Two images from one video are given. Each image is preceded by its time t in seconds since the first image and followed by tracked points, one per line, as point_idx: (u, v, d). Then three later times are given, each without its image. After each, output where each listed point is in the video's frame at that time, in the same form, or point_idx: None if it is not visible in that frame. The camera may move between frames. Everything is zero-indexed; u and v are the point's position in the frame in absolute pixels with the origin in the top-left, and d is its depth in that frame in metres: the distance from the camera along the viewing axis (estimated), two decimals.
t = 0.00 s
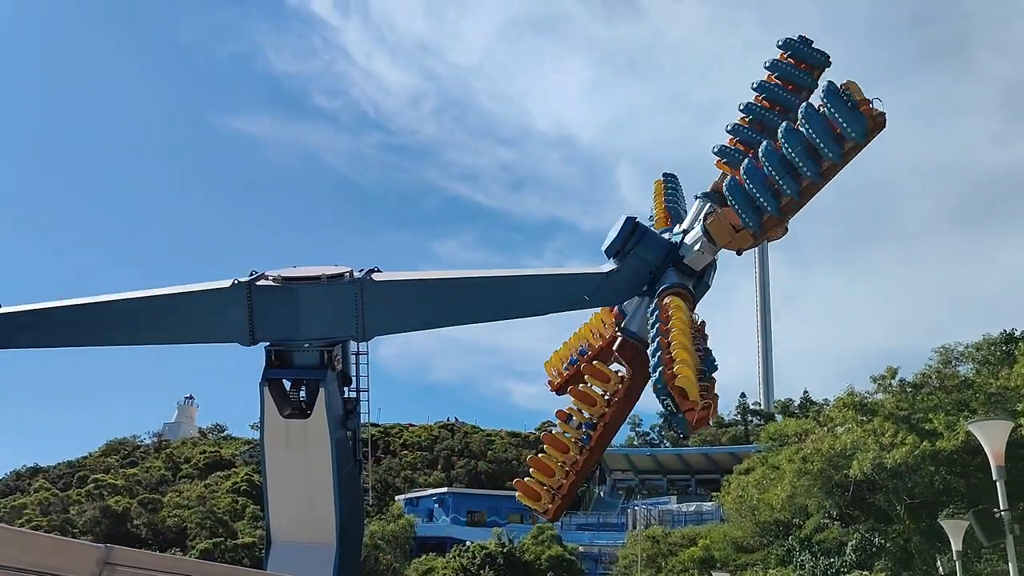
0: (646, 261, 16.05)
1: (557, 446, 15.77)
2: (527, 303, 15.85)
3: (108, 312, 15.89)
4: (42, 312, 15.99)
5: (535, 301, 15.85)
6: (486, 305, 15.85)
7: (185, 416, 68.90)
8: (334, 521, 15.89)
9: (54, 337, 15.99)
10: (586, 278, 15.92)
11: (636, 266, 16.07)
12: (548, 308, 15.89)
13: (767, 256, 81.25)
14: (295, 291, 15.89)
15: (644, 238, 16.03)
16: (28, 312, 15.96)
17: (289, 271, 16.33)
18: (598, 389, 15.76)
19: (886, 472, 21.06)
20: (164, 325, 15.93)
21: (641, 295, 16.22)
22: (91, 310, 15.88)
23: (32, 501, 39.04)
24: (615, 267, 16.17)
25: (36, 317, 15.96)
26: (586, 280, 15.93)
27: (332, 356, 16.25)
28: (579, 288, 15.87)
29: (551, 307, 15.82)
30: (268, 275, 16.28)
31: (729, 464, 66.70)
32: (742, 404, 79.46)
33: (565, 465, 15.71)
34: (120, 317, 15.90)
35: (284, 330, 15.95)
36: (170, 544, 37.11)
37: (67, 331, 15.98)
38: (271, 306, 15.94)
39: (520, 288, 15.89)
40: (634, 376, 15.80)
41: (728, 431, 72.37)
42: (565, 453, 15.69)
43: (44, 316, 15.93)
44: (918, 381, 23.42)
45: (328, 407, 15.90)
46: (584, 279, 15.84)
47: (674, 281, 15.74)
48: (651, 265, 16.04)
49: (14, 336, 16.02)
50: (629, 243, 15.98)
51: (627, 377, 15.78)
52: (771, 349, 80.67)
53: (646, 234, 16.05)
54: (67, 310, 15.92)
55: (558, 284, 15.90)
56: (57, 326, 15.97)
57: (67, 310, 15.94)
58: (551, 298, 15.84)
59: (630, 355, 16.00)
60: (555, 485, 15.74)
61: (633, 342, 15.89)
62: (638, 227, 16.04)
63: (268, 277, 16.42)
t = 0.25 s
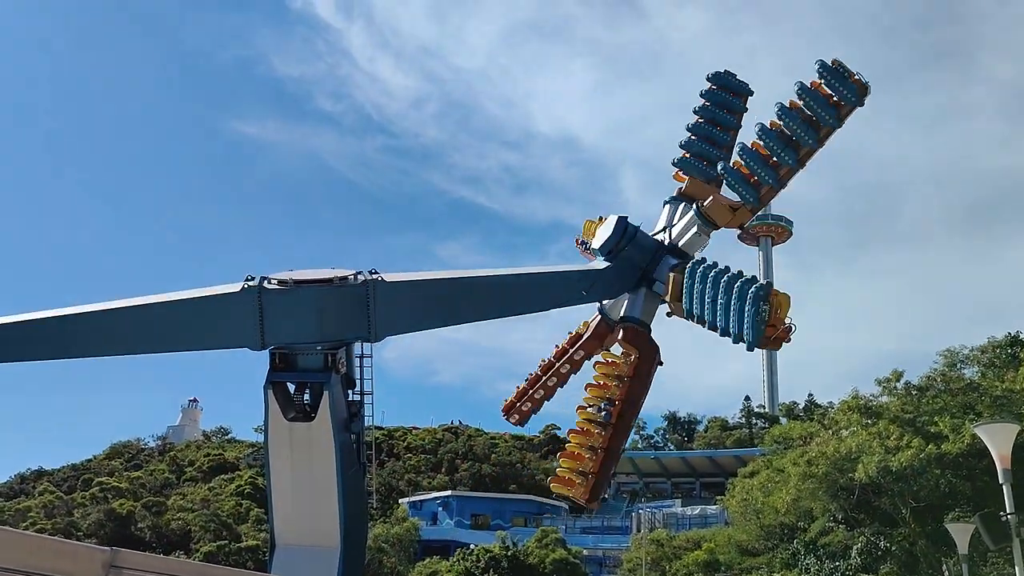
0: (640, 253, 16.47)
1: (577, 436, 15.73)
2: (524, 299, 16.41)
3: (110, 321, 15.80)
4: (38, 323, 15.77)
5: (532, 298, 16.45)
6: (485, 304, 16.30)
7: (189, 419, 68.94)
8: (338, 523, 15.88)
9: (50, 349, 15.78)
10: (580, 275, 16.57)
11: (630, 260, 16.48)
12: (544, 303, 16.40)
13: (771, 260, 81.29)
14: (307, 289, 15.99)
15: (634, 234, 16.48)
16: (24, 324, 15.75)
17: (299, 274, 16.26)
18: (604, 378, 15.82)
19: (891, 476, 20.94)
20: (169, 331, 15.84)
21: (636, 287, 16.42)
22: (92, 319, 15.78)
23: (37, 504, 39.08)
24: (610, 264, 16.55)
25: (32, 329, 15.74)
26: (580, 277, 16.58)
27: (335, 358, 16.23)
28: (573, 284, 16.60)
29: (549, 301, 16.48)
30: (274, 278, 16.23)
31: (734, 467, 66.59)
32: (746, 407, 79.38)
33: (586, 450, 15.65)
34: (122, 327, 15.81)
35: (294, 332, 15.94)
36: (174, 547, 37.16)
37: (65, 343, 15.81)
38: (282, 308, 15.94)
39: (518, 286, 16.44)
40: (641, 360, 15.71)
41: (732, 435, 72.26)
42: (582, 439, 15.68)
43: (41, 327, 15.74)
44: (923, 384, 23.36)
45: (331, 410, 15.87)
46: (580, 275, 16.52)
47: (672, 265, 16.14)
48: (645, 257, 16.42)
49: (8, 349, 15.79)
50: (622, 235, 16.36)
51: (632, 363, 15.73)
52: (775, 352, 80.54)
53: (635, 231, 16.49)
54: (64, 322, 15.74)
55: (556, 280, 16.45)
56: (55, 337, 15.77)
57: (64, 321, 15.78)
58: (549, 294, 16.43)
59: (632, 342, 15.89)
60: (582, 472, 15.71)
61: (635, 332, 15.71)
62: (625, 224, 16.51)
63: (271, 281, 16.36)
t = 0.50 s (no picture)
0: (624, 248, 18.23)
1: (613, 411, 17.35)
2: (521, 299, 16.89)
3: (115, 331, 15.17)
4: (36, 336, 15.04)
5: (529, 298, 16.96)
6: (485, 303, 16.62)
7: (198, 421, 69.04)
8: (346, 525, 15.91)
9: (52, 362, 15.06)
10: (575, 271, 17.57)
11: (617, 254, 18.15)
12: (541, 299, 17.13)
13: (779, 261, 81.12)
14: (323, 294, 15.45)
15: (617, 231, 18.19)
16: (22, 336, 14.99)
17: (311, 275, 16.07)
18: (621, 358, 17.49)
19: (900, 478, 20.86)
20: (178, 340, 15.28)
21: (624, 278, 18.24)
22: (97, 329, 15.12)
23: (46, 506, 39.14)
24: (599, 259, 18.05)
25: (31, 341, 14.98)
26: (574, 274, 17.53)
27: (344, 360, 16.27)
28: (568, 283, 17.41)
29: (547, 299, 17.21)
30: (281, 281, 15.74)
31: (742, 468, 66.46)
32: (754, 408, 79.22)
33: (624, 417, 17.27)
34: (128, 336, 15.22)
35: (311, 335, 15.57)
36: (183, 548, 37.23)
37: (66, 356, 15.11)
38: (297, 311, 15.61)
39: (515, 286, 16.91)
40: (646, 331, 17.47)
41: (740, 436, 72.10)
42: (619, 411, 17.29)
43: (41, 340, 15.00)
44: (933, 385, 23.28)
45: (340, 413, 15.91)
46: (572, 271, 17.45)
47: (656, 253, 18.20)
48: (629, 251, 18.26)
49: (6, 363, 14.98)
50: (609, 231, 18.01)
51: (639, 341, 17.47)
52: (783, 354, 80.34)
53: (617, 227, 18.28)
54: (65, 334, 15.04)
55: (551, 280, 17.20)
56: (56, 350, 15.05)
57: (66, 332, 15.08)
58: (545, 290, 17.18)
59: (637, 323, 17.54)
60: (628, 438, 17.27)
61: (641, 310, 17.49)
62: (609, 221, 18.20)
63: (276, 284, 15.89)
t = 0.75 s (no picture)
0: (614, 244, 18.38)
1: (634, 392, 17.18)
2: (515, 297, 16.82)
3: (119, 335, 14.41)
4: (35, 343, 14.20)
5: (523, 295, 16.90)
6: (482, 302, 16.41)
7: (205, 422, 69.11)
8: (353, 525, 15.92)
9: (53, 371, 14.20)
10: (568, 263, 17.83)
11: (608, 251, 18.30)
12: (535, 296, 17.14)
13: (786, 262, 80.99)
14: (336, 292, 14.85)
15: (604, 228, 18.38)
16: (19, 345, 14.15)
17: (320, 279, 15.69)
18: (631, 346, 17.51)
19: (908, 478, 20.81)
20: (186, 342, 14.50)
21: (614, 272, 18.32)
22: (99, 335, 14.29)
23: (55, 506, 39.31)
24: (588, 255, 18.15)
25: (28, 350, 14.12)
26: (566, 272, 17.66)
27: (350, 361, 16.25)
28: (564, 281, 17.56)
29: (542, 295, 17.25)
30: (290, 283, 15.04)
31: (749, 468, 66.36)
32: (761, 407, 79.05)
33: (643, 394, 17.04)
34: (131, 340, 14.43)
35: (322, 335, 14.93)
36: (191, 549, 37.35)
37: (66, 364, 14.26)
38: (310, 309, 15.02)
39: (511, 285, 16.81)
40: (648, 314, 17.48)
41: (747, 436, 71.95)
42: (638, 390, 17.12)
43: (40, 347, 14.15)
44: (941, 385, 23.19)
45: (346, 413, 15.91)
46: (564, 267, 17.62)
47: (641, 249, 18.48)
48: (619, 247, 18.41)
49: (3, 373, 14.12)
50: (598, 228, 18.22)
51: (645, 325, 17.48)
52: (790, 354, 80.19)
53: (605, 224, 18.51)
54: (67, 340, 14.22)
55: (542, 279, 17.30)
56: (56, 358, 14.19)
57: (67, 339, 14.25)
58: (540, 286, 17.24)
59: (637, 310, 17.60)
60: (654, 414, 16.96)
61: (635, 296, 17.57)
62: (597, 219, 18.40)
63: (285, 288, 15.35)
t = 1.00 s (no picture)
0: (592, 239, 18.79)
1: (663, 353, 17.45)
2: (518, 290, 16.48)
3: (129, 346, 12.88)
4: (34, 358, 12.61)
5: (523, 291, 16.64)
6: (492, 295, 15.92)
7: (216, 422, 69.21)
8: (365, 525, 15.94)
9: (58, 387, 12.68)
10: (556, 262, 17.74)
11: (588, 247, 18.70)
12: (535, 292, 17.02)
13: (797, 260, 80.74)
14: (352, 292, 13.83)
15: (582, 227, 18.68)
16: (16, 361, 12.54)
17: (328, 277, 14.66)
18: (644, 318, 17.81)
19: (922, 476, 20.71)
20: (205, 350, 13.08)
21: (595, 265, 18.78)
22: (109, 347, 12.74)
23: (69, 507, 39.57)
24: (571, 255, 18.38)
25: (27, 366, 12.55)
26: (553, 267, 17.58)
27: (361, 361, 16.28)
28: (549, 274, 17.35)
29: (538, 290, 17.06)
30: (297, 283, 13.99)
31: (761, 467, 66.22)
32: (773, 406, 78.81)
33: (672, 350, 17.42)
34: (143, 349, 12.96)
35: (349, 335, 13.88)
36: (204, 549, 37.54)
37: (71, 379, 12.74)
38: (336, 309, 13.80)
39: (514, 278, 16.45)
40: (645, 284, 17.98)
41: (760, 435, 71.72)
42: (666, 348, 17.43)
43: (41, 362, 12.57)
44: (955, 383, 23.07)
45: (358, 413, 15.95)
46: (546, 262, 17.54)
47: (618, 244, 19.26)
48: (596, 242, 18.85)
49: None
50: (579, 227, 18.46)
51: (646, 296, 17.92)
52: (802, 352, 79.97)
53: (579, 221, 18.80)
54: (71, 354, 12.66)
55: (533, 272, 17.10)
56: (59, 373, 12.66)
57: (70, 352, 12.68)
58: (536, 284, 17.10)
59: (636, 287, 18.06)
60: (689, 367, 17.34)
61: (630, 273, 17.94)
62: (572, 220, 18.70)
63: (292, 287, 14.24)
